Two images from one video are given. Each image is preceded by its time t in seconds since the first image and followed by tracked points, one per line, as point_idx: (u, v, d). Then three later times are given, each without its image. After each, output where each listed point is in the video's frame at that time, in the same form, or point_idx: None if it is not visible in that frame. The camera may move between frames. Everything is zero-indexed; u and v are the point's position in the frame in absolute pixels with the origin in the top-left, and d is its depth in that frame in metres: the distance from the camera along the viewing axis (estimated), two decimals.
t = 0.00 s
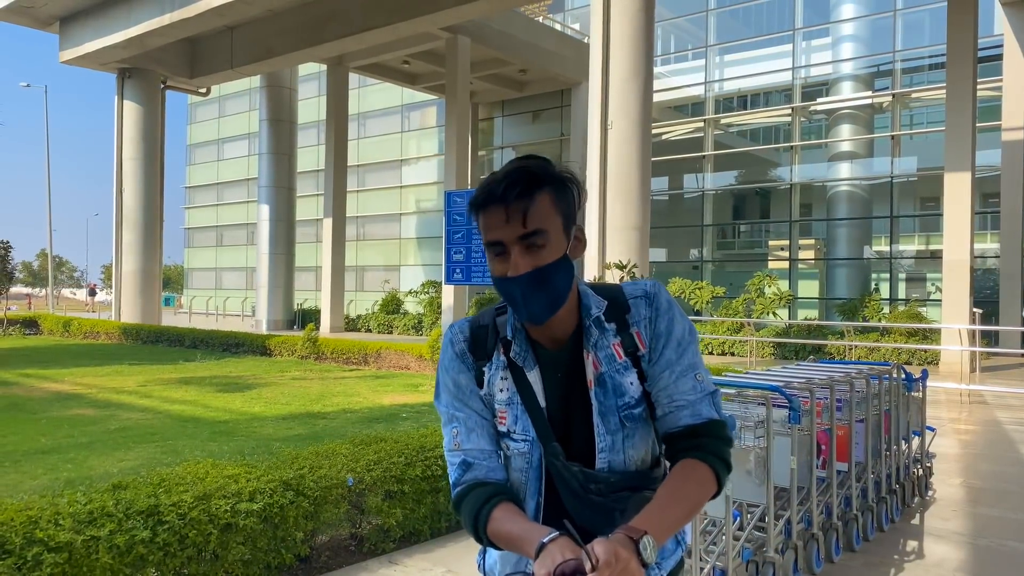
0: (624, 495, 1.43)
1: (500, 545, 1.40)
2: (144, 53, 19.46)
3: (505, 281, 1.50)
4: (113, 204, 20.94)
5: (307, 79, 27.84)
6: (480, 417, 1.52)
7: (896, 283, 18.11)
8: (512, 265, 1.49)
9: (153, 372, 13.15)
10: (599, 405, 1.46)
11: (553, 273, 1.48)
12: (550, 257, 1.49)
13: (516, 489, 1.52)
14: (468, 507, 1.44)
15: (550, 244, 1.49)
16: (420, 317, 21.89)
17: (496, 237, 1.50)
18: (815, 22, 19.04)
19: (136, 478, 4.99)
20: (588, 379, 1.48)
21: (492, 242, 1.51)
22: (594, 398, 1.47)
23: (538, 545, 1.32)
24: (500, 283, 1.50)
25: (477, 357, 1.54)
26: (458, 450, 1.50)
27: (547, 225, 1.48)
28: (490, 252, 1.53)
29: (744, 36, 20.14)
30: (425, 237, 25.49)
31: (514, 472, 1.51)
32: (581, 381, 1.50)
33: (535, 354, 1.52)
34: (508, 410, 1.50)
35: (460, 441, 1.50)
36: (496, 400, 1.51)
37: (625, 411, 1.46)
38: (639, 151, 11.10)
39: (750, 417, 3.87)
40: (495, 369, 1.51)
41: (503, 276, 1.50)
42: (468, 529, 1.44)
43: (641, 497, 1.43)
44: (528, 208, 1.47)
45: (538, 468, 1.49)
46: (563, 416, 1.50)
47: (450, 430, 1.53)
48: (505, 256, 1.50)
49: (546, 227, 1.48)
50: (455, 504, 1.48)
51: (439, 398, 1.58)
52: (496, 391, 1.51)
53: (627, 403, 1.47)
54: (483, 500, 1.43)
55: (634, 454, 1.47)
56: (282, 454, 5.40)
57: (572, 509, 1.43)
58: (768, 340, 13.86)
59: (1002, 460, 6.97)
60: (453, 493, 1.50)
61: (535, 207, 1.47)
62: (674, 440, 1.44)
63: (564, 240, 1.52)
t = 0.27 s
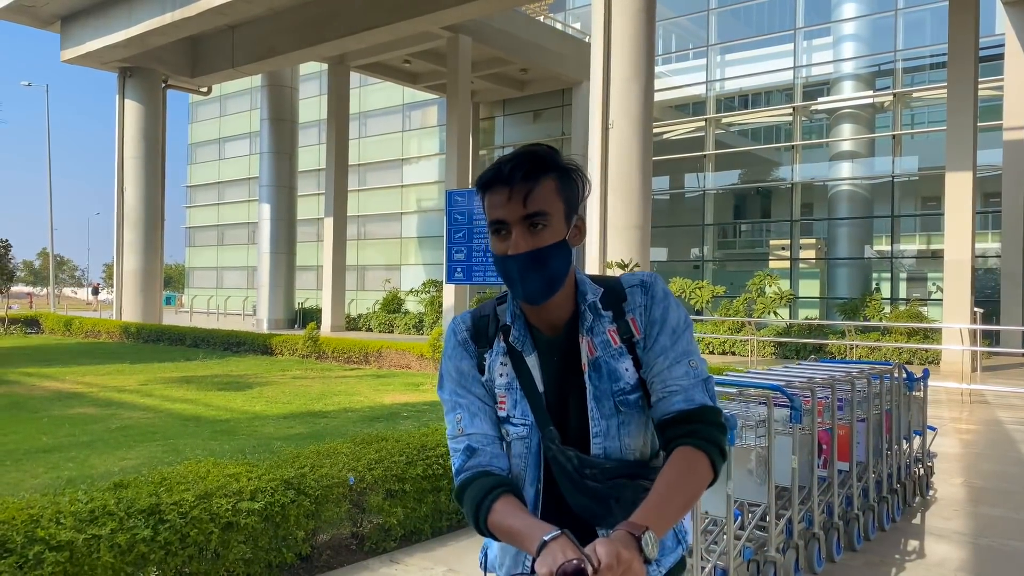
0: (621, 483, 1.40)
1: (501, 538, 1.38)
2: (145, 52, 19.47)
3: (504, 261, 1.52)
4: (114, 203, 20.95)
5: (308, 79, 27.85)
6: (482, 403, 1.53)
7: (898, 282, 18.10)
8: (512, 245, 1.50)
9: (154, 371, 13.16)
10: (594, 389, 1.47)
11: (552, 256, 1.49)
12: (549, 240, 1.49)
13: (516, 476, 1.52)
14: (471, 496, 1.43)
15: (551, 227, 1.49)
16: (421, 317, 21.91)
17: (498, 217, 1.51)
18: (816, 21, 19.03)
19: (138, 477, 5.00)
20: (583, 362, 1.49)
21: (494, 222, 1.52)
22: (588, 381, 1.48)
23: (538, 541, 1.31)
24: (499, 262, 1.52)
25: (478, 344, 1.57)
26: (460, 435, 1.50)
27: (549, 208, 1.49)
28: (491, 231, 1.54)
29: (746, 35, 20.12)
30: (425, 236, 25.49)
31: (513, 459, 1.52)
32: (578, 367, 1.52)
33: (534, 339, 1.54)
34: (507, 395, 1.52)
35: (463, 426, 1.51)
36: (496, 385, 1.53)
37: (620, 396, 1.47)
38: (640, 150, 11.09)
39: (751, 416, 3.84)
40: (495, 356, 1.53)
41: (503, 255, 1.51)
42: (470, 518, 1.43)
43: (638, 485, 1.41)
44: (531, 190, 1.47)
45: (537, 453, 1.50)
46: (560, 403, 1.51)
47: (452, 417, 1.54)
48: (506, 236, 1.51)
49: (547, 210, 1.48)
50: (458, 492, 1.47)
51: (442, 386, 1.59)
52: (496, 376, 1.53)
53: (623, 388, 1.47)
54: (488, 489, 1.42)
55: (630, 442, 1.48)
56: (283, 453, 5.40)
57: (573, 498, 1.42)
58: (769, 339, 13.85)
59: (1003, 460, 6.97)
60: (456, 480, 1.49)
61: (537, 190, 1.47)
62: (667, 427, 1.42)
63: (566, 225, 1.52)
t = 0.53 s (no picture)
0: (622, 475, 1.41)
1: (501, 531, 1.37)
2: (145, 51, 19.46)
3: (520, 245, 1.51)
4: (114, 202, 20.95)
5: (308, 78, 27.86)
6: (488, 392, 1.52)
7: (898, 281, 18.10)
8: (529, 229, 1.50)
9: (154, 370, 13.17)
10: (598, 378, 1.47)
11: (568, 242, 1.49)
12: (566, 227, 1.50)
13: (519, 465, 1.51)
14: (471, 485, 1.42)
15: (568, 214, 1.50)
16: (421, 316, 21.93)
17: (517, 201, 1.51)
18: (816, 20, 19.02)
19: (140, 475, 5.01)
20: (590, 350, 1.50)
21: (512, 207, 1.52)
22: (593, 371, 1.48)
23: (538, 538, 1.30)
24: (515, 245, 1.51)
25: (485, 334, 1.57)
26: (466, 423, 1.49)
27: (567, 194, 1.50)
28: (508, 217, 1.54)
29: (746, 34, 20.10)
30: (426, 235, 25.49)
31: (517, 449, 1.51)
32: (584, 356, 1.52)
33: (543, 328, 1.54)
34: (514, 384, 1.51)
35: (467, 414, 1.50)
36: (502, 372, 1.52)
37: (622, 388, 1.47)
38: (640, 149, 11.09)
39: (751, 415, 3.85)
40: (504, 345, 1.53)
41: (519, 239, 1.51)
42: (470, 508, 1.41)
43: (639, 478, 1.41)
44: (551, 176, 1.48)
45: (541, 443, 1.49)
46: (566, 392, 1.51)
47: (457, 405, 1.52)
48: (523, 221, 1.51)
49: (565, 196, 1.50)
50: (460, 480, 1.46)
51: (446, 374, 1.57)
52: (503, 365, 1.52)
53: (626, 380, 1.47)
54: (492, 480, 1.41)
55: (631, 435, 1.48)
56: (283, 452, 5.40)
57: (574, 489, 1.43)
58: (769, 339, 13.85)
59: (1003, 459, 6.97)
60: (459, 468, 1.48)
61: (557, 176, 1.48)
62: (665, 422, 1.41)
63: (582, 214, 1.53)
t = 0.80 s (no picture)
0: (623, 478, 1.40)
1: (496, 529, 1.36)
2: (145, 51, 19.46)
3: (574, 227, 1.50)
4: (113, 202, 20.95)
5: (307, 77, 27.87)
6: (489, 390, 1.50)
7: (897, 281, 18.10)
8: (589, 213, 1.51)
9: (154, 369, 13.16)
10: (607, 380, 1.48)
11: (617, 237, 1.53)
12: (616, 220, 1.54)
13: (519, 465, 1.50)
14: (463, 483, 1.41)
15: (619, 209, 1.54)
16: (420, 315, 21.94)
17: (581, 182, 1.50)
18: (815, 20, 19.04)
19: (139, 474, 5.02)
20: (601, 351, 1.50)
21: (571, 187, 1.51)
22: (604, 372, 1.48)
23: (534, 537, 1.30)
24: (570, 226, 1.50)
25: (493, 331, 1.54)
26: (463, 419, 1.47)
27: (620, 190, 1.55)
28: (563, 196, 1.52)
29: (745, 34, 20.12)
30: (425, 235, 25.49)
31: (519, 448, 1.50)
32: (594, 358, 1.52)
33: (555, 326, 1.53)
34: (520, 381, 1.49)
35: (465, 410, 1.47)
36: (508, 370, 1.50)
37: (631, 391, 1.48)
38: (639, 149, 11.09)
39: (751, 414, 3.83)
40: (511, 342, 1.51)
41: (575, 221, 1.50)
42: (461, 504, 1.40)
43: (641, 481, 1.41)
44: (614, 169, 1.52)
45: (544, 442, 1.48)
46: (573, 392, 1.50)
47: (457, 401, 1.50)
48: (583, 204, 1.51)
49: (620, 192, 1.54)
50: (454, 475, 1.44)
51: (448, 368, 1.54)
52: (509, 362, 1.50)
53: (634, 384, 1.48)
54: (488, 478, 1.39)
55: (634, 439, 1.49)
56: (282, 451, 5.40)
57: (575, 490, 1.41)
58: (769, 338, 13.85)
59: (1002, 458, 6.98)
60: (453, 462, 1.46)
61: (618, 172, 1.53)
62: (669, 429, 1.43)
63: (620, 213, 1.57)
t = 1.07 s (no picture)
0: (626, 481, 1.38)
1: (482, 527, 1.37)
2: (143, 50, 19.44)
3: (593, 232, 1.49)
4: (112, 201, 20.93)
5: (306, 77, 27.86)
6: (487, 395, 1.50)
7: (895, 280, 18.11)
8: (610, 219, 1.50)
9: (153, 369, 13.15)
10: (612, 382, 1.48)
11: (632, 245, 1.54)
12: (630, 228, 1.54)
13: (519, 468, 1.50)
14: (451, 484, 1.42)
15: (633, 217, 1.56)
16: (419, 315, 21.94)
17: (599, 187, 1.49)
18: (813, 20, 19.06)
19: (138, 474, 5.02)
20: (606, 354, 1.50)
21: (590, 191, 1.50)
22: (608, 374, 1.49)
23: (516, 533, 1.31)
24: (590, 231, 1.48)
25: (495, 334, 1.53)
26: (455, 424, 1.47)
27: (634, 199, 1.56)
28: (582, 198, 1.50)
29: (744, 33, 20.13)
30: (424, 234, 25.49)
31: (520, 451, 1.50)
32: (598, 361, 1.52)
33: (560, 329, 1.52)
34: (522, 385, 1.49)
35: (459, 417, 1.47)
36: (510, 374, 1.50)
37: (633, 394, 1.48)
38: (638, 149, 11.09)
39: (749, 414, 3.86)
40: (513, 346, 1.50)
41: (595, 226, 1.49)
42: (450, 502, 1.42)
43: (642, 484, 1.38)
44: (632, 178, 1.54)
45: (546, 445, 1.48)
46: (577, 395, 1.50)
47: (452, 405, 1.50)
48: (602, 208, 1.50)
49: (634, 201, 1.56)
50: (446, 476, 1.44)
51: (448, 371, 1.54)
52: (512, 366, 1.49)
53: (638, 387, 1.49)
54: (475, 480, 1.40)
55: (636, 441, 1.49)
56: (281, 451, 5.40)
57: (578, 492, 1.38)
58: (768, 337, 13.86)
59: (1000, 457, 6.99)
60: (444, 466, 1.46)
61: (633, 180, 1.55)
62: (671, 431, 1.43)
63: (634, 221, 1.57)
